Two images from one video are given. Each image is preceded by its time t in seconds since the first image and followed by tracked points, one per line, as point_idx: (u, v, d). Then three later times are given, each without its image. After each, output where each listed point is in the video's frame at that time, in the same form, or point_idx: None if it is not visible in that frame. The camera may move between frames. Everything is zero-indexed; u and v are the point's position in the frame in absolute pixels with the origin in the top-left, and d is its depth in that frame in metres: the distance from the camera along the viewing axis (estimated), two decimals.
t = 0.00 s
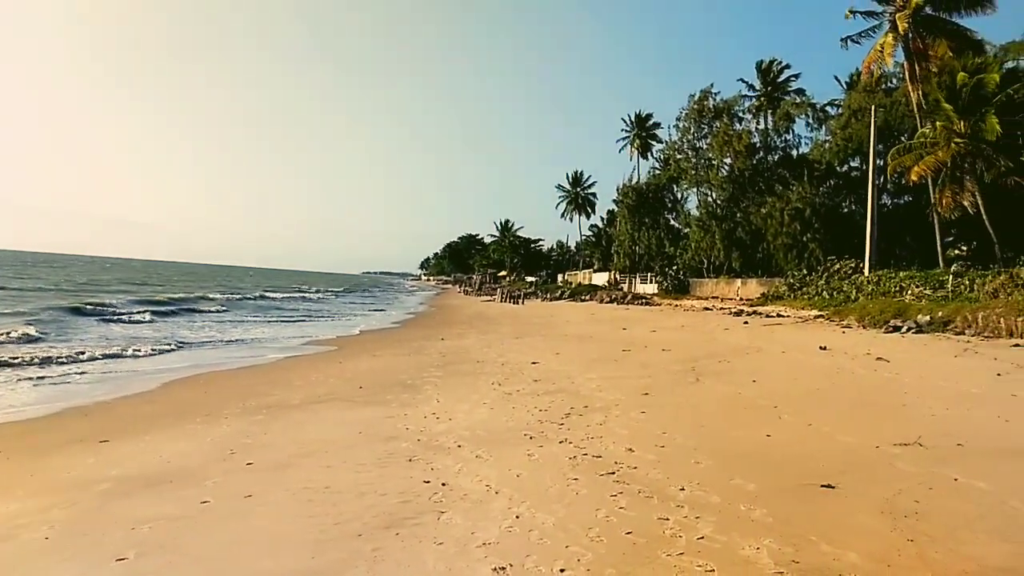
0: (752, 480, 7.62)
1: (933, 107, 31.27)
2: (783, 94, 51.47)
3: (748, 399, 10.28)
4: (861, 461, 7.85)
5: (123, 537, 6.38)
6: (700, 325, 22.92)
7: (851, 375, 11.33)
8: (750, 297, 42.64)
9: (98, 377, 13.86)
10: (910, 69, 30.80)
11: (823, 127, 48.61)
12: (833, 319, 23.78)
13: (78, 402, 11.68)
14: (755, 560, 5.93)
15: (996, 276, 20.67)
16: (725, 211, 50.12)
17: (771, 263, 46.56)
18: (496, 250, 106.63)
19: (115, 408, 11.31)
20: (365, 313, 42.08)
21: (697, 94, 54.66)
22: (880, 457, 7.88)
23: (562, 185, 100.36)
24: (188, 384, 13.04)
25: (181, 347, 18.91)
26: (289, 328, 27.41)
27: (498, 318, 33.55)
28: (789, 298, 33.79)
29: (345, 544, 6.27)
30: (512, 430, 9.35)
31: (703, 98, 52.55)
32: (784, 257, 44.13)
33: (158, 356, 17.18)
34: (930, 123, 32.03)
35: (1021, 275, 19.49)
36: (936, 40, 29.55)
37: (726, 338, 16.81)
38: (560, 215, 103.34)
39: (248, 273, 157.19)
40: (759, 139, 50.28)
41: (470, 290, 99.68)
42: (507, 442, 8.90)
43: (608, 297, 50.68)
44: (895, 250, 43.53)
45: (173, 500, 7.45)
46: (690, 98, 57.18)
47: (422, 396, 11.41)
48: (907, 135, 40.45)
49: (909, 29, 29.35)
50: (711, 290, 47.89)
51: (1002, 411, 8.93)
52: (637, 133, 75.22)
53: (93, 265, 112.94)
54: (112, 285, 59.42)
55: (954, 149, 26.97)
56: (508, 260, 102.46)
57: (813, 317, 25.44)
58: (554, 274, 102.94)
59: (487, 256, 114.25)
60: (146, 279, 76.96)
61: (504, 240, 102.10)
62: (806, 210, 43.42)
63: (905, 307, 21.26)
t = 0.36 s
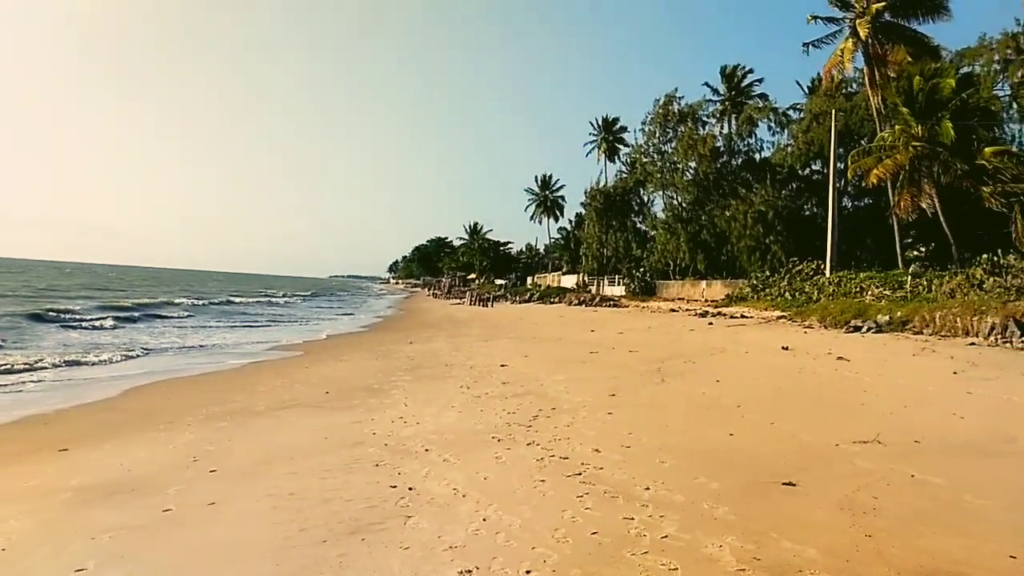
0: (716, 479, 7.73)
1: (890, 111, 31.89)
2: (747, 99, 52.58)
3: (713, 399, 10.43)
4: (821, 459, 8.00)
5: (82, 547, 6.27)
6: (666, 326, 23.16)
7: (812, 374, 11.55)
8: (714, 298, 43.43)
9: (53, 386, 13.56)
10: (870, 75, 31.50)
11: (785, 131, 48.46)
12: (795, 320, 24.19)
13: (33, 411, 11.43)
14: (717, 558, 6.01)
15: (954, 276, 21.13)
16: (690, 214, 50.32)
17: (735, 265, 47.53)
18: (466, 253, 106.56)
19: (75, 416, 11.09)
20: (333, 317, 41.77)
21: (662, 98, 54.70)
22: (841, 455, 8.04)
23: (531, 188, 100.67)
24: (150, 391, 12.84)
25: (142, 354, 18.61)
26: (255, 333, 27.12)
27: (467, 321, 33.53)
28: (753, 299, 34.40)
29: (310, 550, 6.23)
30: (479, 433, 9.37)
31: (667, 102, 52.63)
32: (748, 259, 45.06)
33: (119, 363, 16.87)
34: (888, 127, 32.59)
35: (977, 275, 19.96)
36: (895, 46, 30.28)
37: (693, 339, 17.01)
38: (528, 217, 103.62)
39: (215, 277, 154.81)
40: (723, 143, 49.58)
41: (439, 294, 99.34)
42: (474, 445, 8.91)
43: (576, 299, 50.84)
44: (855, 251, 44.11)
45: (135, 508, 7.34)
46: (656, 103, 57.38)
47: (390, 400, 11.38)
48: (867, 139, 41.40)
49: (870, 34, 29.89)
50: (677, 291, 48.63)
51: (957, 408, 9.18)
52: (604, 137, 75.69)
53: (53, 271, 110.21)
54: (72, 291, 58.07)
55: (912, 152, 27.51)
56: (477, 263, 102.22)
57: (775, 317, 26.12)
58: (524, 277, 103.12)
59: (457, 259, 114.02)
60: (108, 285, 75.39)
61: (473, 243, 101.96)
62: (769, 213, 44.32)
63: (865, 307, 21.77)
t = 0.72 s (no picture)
0: (682, 482, 7.82)
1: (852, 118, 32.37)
2: (713, 106, 52.78)
3: (680, 402, 10.54)
4: (786, 461, 8.12)
5: (41, 561, 6.14)
6: (634, 331, 23.37)
7: (776, 377, 11.73)
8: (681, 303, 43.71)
9: (8, 396, 13.22)
10: (832, 82, 32.12)
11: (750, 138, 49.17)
12: (761, 324, 24.55)
13: None
14: (682, 560, 6.07)
15: (914, 280, 21.59)
16: (658, 219, 50.87)
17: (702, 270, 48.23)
18: (436, 259, 106.30)
19: (33, 426, 10.85)
20: (302, 325, 41.30)
21: (629, 106, 56.06)
22: (804, 456, 8.18)
23: (502, 194, 100.94)
24: (112, 400, 12.62)
25: (103, 363, 18.25)
26: (220, 341, 26.77)
27: (436, 328, 33.47)
28: (720, 303, 34.87)
29: (276, 560, 6.17)
30: (449, 439, 9.36)
31: (635, 109, 53.88)
32: (715, 264, 45.15)
33: (78, 373, 16.50)
34: (850, 134, 32.91)
35: (936, 279, 20.42)
36: (856, 55, 30.96)
37: (661, 344, 17.16)
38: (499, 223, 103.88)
39: (180, 284, 152.41)
40: (690, 150, 50.67)
41: (410, 299, 98.92)
42: (443, 451, 8.90)
43: (546, 304, 50.98)
44: (819, 257, 44.46)
45: (97, 520, 7.21)
46: (624, 109, 58.39)
47: (358, 408, 11.31)
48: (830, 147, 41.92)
49: (832, 43, 30.53)
50: (646, 296, 48.99)
51: (916, 410, 9.39)
52: (573, 143, 76.19)
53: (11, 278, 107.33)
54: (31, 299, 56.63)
55: (874, 158, 27.87)
56: (447, 268, 102.00)
57: (741, 321, 26.52)
58: (495, 283, 103.25)
59: (427, 265, 113.77)
60: (68, 292, 73.60)
61: (444, 248, 101.82)
62: (735, 218, 44.08)
63: (828, 311, 22.23)
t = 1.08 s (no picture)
0: (644, 486, 7.90)
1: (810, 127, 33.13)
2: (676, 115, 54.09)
3: (644, 407, 10.67)
4: (744, 465, 8.25)
5: None
6: (598, 337, 23.56)
7: (737, 382, 11.92)
8: (645, 310, 44.12)
9: None
10: (791, 93, 32.92)
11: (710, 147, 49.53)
12: (722, 330, 25.05)
13: None
14: (642, 565, 6.13)
15: (870, 287, 22.06)
16: (621, 227, 51.41)
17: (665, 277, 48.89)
18: (402, 266, 105.85)
19: None
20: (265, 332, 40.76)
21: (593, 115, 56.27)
22: (763, 460, 8.33)
23: (469, 200, 101.06)
24: (66, 410, 12.34)
25: (56, 373, 17.80)
26: (179, 349, 26.32)
27: (400, 334, 33.32)
28: (682, 310, 35.35)
29: (234, 571, 6.09)
30: (413, 447, 9.34)
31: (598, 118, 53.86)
32: (677, 271, 45.42)
33: (29, 382, 16.08)
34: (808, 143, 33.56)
35: (891, 286, 20.96)
36: (813, 66, 31.66)
37: (625, 350, 17.32)
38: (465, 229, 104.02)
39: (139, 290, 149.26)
40: (653, 159, 51.07)
41: (375, 305, 98.29)
42: (407, 460, 8.87)
43: (513, 311, 51.03)
44: (778, 263, 45.21)
45: (49, 532, 7.04)
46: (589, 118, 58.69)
47: (321, 416, 11.23)
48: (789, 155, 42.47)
49: (792, 54, 31.16)
50: (611, 302, 49.56)
51: (870, 414, 9.62)
52: (539, 150, 76.59)
53: None
54: None
55: (831, 167, 28.42)
56: (414, 275, 101.66)
57: (703, 327, 26.99)
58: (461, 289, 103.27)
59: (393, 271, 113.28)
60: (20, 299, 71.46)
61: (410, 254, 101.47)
62: (697, 226, 44.67)
63: (786, 317, 22.80)
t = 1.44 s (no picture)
0: (606, 490, 7.97)
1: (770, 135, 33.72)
2: (641, 123, 54.66)
3: (607, 411, 10.78)
4: (705, 468, 8.37)
5: None
6: (564, 341, 23.72)
7: (698, 386, 12.09)
8: (610, 314, 44.43)
9: None
10: (752, 102, 33.46)
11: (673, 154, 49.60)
12: (684, 334, 25.48)
13: None
14: (602, 568, 6.19)
15: (828, 292, 22.58)
16: (587, 232, 51.60)
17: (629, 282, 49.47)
18: (368, 271, 105.04)
19: None
20: (227, 338, 40.18)
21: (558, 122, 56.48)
22: (723, 462, 8.46)
23: (435, 205, 100.83)
24: (16, 419, 12.03)
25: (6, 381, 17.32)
26: (136, 356, 25.78)
27: (364, 340, 33.08)
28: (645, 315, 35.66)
29: None
30: (375, 454, 9.30)
31: (563, 125, 54.29)
32: (641, 276, 46.36)
33: None
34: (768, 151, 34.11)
35: (848, 292, 21.48)
36: (773, 75, 32.32)
37: (590, 354, 17.46)
38: (432, 233, 103.79)
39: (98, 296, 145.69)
40: (616, 165, 50.64)
41: (341, 311, 97.20)
42: (370, 467, 8.83)
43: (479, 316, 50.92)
44: (738, 269, 46.08)
45: None
46: (554, 124, 58.85)
47: (282, 424, 11.12)
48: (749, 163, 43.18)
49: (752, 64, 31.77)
50: (577, 307, 49.82)
51: (828, 417, 9.83)
52: (505, 155, 76.77)
53: None
54: None
55: (791, 175, 28.96)
56: (379, 279, 101.00)
57: (666, 331, 27.36)
58: (428, 294, 102.79)
59: (359, 277, 112.31)
60: None
61: (375, 259, 100.86)
62: (660, 232, 45.43)
63: (747, 321, 23.18)
